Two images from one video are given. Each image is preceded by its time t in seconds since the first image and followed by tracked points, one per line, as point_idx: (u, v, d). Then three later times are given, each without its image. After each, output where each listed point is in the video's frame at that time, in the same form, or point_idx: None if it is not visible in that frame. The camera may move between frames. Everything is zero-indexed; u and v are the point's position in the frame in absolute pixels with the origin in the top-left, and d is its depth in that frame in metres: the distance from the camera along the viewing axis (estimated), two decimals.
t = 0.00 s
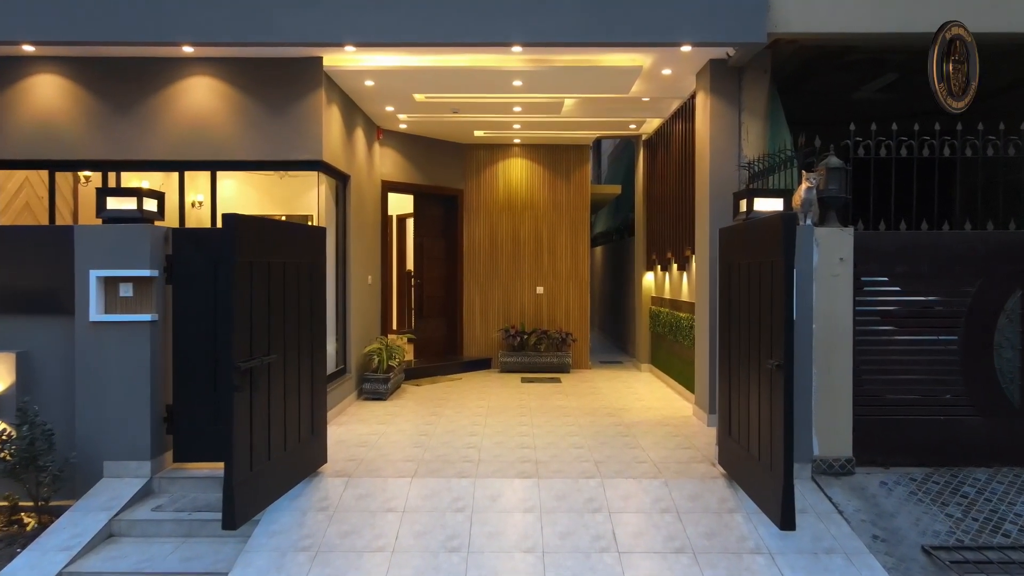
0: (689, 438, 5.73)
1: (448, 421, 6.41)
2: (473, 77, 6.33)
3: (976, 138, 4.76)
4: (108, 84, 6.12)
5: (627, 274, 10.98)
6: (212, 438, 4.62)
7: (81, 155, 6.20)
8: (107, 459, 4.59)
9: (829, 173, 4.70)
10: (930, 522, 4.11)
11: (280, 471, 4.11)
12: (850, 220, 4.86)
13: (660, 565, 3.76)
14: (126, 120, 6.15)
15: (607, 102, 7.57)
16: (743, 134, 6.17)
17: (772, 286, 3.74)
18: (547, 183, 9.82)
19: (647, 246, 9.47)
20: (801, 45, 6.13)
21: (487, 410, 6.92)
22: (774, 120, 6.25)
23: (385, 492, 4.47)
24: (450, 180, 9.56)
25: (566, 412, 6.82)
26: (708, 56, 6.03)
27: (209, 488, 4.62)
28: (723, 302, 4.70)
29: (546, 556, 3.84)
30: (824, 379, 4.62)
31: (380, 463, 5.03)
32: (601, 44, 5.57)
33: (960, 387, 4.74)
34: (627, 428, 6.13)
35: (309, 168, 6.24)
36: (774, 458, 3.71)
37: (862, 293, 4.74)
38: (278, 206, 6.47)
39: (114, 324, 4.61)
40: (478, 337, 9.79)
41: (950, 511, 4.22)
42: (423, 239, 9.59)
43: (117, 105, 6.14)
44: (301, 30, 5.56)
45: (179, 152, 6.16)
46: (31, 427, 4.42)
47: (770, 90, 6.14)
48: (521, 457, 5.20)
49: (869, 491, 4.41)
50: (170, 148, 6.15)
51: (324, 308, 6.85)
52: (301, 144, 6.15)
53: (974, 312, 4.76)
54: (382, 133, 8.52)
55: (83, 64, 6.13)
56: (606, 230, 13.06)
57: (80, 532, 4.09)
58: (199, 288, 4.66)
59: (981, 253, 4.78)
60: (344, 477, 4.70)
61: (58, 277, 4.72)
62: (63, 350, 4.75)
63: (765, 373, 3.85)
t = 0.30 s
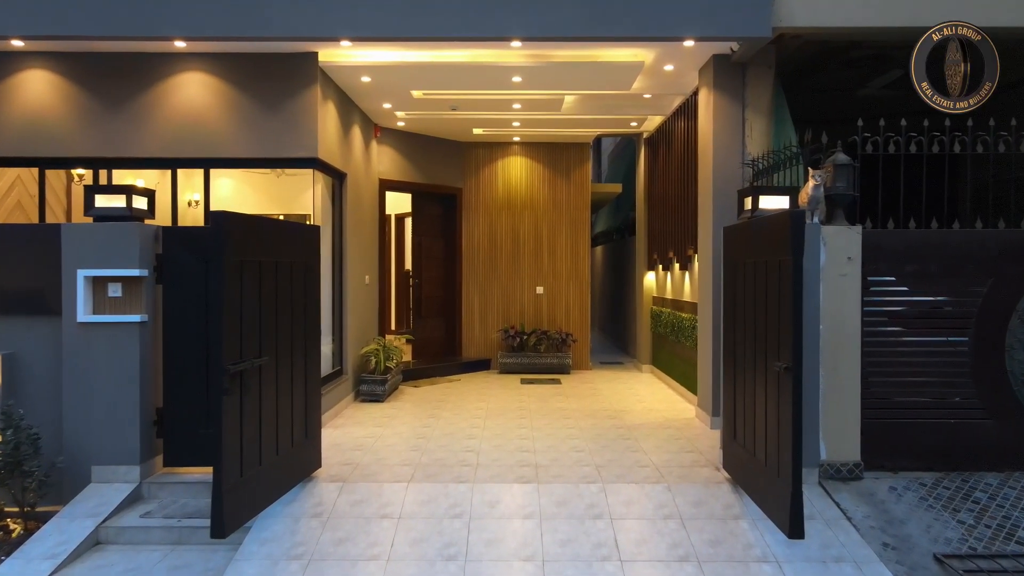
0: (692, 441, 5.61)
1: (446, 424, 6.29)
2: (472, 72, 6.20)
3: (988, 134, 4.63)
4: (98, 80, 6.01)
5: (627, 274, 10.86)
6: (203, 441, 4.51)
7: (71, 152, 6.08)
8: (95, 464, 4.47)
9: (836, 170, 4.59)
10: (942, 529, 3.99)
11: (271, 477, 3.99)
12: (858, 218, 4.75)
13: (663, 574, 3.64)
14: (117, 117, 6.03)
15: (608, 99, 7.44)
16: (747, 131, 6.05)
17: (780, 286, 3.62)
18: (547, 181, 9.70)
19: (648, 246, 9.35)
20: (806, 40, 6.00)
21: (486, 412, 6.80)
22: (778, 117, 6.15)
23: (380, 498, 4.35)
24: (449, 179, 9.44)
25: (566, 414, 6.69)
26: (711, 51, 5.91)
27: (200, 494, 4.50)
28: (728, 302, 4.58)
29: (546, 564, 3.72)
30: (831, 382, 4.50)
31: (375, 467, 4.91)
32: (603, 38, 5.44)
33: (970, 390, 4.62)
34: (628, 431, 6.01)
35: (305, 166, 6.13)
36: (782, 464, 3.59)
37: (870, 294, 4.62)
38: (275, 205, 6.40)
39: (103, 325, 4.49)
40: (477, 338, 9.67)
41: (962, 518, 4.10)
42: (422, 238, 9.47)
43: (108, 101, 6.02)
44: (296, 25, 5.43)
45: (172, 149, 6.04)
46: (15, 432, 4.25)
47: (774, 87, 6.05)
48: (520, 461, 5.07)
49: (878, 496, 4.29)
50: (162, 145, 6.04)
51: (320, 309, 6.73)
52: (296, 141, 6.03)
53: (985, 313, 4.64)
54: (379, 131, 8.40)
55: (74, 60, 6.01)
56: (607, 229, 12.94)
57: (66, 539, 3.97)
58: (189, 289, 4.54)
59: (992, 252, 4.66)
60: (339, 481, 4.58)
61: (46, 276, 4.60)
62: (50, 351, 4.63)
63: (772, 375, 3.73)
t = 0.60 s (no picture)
0: (695, 445, 5.49)
1: (444, 427, 6.17)
2: (471, 69, 6.09)
3: (998, 131, 4.51)
4: (89, 76, 5.89)
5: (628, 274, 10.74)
6: (194, 445, 4.39)
7: (62, 149, 5.96)
8: (83, 469, 4.35)
9: (843, 167, 4.45)
10: (953, 537, 3.87)
11: (263, 484, 3.87)
12: (865, 216, 4.64)
13: None
14: (109, 113, 5.91)
15: (610, 96, 7.32)
16: (750, 129, 5.94)
17: (787, 286, 3.51)
18: (546, 180, 9.58)
19: (650, 245, 9.24)
20: (811, 35, 5.89)
21: (485, 414, 6.68)
22: (782, 114, 6.04)
23: (375, 504, 4.23)
24: (448, 178, 9.32)
25: (567, 416, 6.57)
26: (714, 47, 5.80)
27: (191, 499, 4.39)
28: (732, 303, 4.46)
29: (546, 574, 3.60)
30: (838, 385, 4.38)
31: (371, 472, 4.79)
32: (604, 33, 5.33)
33: (979, 393, 4.51)
34: (630, 434, 5.89)
35: (300, 164, 6.01)
36: (789, 470, 3.48)
37: (876, 294, 4.51)
38: (271, 203, 6.29)
39: (91, 326, 4.37)
40: (476, 339, 9.55)
41: (973, 525, 3.98)
42: (420, 238, 9.35)
43: (100, 98, 5.90)
44: (290, 19, 5.32)
45: (165, 147, 5.93)
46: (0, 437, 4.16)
47: (779, 84, 5.98)
48: (519, 465, 4.96)
49: (887, 503, 4.17)
50: (155, 143, 5.92)
51: (315, 310, 6.61)
52: (290, 138, 5.92)
53: (996, 314, 4.53)
54: (377, 129, 8.29)
55: (64, 56, 5.89)
56: (608, 228, 12.82)
57: (51, 547, 3.85)
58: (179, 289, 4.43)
59: (1003, 251, 4.55)
60: (333, 487, 4.46)
61: (33, 276, 4.48)
62: (37, 353, 4.51)
63: (779, 379, 3.61)
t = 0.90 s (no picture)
0: (697, 448, 5.39)
1: (442, 429, 6.06)
2: (469, 65, 5.96)
3: (1010, 127, 4.40)
4: (80, 72, 5.77)
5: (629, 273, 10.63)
6: (185, 450, 4.28)
7: (53, 146, 5.84)
8: (70, 474, 4.24)
9: (851, 165, 4.35)
10: (965, 544, 3.75)
11: (254, 490, 3.76)
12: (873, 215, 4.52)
13: None
14: (100, 110, 5.80)
15: (610, 93, 7.21)
16: (754, 125, 5.82)
17: (796, 285, 3.39)
18: (546, 179, 9.47)
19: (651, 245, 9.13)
20: (816, 30, 5.77)
21: (484, 416, 6.58)
22: (787, 111, 5.91)
23: (371, 510, 4.12)
24: (446, 176, 9.20)
25: (567, 419, 6.46)
26: (717, 42, 5.68)
27: (181, 505, 4.28)
28: (737, 304, 4.35)
29: None
30: (846, 388, 4.27)
31: (367, 477, 4.67)
32: (605, 29, 5.21)
33: (990, 396, 4.41)
34: (631, 436, 5.78)
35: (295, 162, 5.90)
36: (797, 477, 3.37)
37: (884, 295, 4.40)
38: (268, 203, 6.16)
39: (78, 328, 4.26)
40: (475, 339, 9.43)
41: (986, 532, 3.87)
42: (418, 237, 9.23)
43: (91, 94, 5.79)
44: (284, 14, 5.19)
45: (157, 144, 5.81)
46: None
47: (783, 80, 5.85)
48: (518, 470, 4.85)
49: (896, 509, 4.06)
50: (147, 139, 5.80)
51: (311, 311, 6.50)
52: (285, 136, 5.80)
53: (1006, 315, 4.42)
54: (374, 127, 8.17)
55: (54, 51, 5.78)
56: (608, 228, 12.72)
57: (36, 555, 3.74)
58: (169, 290, 4.32)
59: (1014, 251, 4.44)
60: (327, 492, 4.35)
61: (19, 277, 4.37)
62: (23, 354, 4.40)
63: (787, 383, 3.50)
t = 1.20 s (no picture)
0: (700, 451, 5.28)
1: (440, 432, 5.95)
2: (467, 60, 5.85)
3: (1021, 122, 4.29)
4: (71, 68, 5.67)
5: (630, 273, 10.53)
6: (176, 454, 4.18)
7: (43, 143, 5.74)
8: (58, 479, 4.14)
9: (859, 161, 4.21)
10: (977, 551, 3.63)
11: (245, 496, 3.66)
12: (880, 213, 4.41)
13: None
14: (91, 107, 5.70)
15: (611, 90, 7.11)
16: (758, 122, 5.72)
17: (804, 285, 3.28)
18: (546, 178, 9.36)
19: (652, 244, 9.02)
20: (821, 25, 5.66)
21: (483, 418, 6.47)
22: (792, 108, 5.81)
23: (366, 516, 4.01)
24: (445, 175, 9.10)
25: (567, 421, 6.36)
26: (720, 38, 5.58)
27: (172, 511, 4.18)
28: (742, 304, 4.24)
29: None
30: (854, 391, 4.16)
31: (363, 481, 4.57)
32: (606, 23, 5.10)
33: (1000, 399, 4.30)
34: (632, 439, 5.68)
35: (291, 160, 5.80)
36: (805, 483, 3.26)
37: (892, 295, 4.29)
38: (267, 204, 6.06)
39: (66, 328, 4.15)
40: (474, 340, 9.32)
41: (998, 539, 3.75)
42: (417, 236, 9.12)
43: (82, 90, 5.68)
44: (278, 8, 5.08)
45: (149, 141, 5.70)
46: None
47: (788, 77, 5.73)
48: (518, 474, 4.74)
49: (906, 515, 3.95)
50: (140, 136, 5.70)
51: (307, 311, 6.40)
52: (280, 133, 5.70)
53: (1018, 316, 4.31)
54: (372, 125, 8.07)
55: (44, 47, 5.67)
56: (609, 227, 12.61)
57: (22, 563, 3.64)
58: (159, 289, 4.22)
59: None
60: (322, 497, 4.24)
61: (5, 276, 4.26)
62: (10, 356, 4.30)
63: (795, 385, 3.39)
